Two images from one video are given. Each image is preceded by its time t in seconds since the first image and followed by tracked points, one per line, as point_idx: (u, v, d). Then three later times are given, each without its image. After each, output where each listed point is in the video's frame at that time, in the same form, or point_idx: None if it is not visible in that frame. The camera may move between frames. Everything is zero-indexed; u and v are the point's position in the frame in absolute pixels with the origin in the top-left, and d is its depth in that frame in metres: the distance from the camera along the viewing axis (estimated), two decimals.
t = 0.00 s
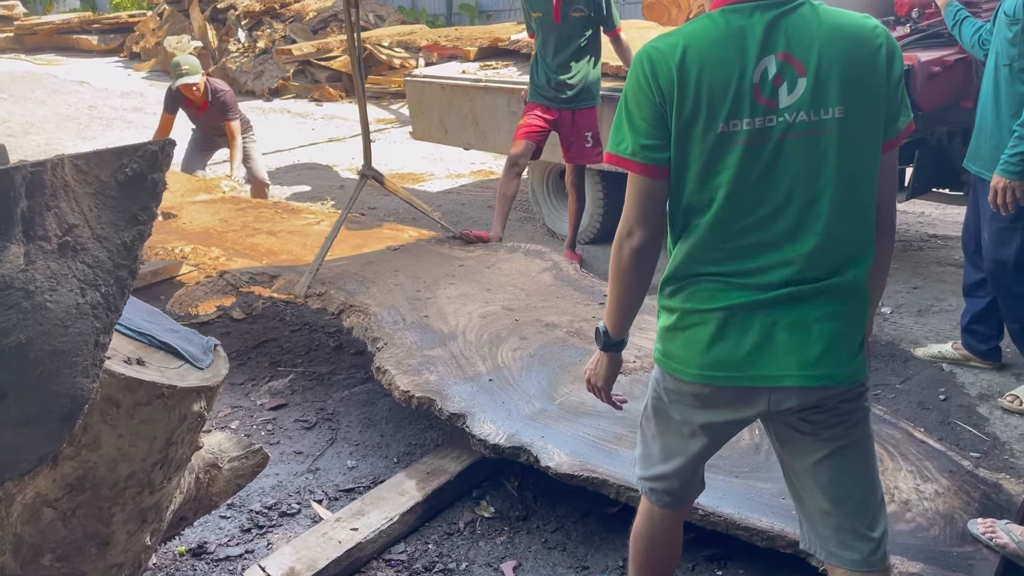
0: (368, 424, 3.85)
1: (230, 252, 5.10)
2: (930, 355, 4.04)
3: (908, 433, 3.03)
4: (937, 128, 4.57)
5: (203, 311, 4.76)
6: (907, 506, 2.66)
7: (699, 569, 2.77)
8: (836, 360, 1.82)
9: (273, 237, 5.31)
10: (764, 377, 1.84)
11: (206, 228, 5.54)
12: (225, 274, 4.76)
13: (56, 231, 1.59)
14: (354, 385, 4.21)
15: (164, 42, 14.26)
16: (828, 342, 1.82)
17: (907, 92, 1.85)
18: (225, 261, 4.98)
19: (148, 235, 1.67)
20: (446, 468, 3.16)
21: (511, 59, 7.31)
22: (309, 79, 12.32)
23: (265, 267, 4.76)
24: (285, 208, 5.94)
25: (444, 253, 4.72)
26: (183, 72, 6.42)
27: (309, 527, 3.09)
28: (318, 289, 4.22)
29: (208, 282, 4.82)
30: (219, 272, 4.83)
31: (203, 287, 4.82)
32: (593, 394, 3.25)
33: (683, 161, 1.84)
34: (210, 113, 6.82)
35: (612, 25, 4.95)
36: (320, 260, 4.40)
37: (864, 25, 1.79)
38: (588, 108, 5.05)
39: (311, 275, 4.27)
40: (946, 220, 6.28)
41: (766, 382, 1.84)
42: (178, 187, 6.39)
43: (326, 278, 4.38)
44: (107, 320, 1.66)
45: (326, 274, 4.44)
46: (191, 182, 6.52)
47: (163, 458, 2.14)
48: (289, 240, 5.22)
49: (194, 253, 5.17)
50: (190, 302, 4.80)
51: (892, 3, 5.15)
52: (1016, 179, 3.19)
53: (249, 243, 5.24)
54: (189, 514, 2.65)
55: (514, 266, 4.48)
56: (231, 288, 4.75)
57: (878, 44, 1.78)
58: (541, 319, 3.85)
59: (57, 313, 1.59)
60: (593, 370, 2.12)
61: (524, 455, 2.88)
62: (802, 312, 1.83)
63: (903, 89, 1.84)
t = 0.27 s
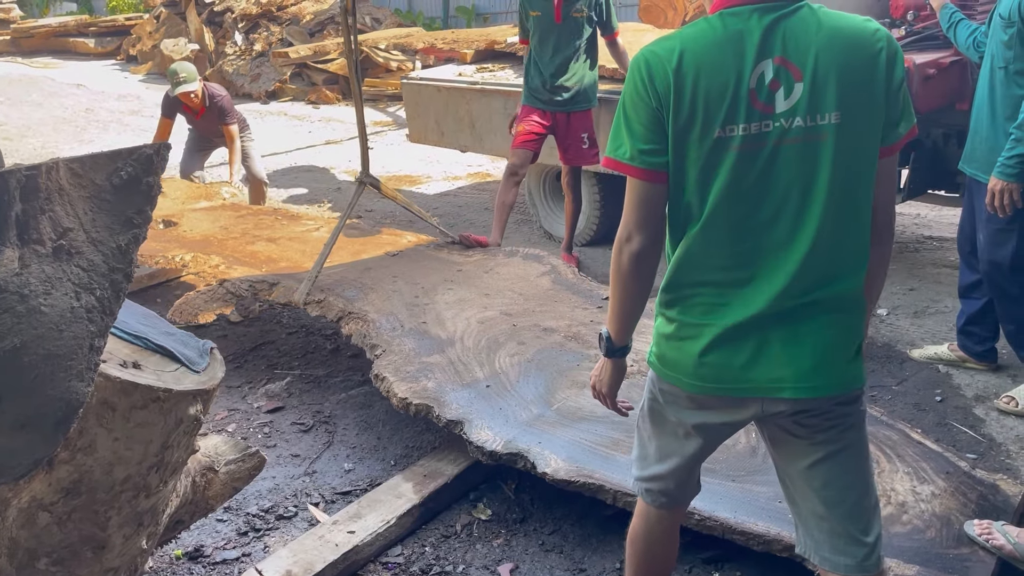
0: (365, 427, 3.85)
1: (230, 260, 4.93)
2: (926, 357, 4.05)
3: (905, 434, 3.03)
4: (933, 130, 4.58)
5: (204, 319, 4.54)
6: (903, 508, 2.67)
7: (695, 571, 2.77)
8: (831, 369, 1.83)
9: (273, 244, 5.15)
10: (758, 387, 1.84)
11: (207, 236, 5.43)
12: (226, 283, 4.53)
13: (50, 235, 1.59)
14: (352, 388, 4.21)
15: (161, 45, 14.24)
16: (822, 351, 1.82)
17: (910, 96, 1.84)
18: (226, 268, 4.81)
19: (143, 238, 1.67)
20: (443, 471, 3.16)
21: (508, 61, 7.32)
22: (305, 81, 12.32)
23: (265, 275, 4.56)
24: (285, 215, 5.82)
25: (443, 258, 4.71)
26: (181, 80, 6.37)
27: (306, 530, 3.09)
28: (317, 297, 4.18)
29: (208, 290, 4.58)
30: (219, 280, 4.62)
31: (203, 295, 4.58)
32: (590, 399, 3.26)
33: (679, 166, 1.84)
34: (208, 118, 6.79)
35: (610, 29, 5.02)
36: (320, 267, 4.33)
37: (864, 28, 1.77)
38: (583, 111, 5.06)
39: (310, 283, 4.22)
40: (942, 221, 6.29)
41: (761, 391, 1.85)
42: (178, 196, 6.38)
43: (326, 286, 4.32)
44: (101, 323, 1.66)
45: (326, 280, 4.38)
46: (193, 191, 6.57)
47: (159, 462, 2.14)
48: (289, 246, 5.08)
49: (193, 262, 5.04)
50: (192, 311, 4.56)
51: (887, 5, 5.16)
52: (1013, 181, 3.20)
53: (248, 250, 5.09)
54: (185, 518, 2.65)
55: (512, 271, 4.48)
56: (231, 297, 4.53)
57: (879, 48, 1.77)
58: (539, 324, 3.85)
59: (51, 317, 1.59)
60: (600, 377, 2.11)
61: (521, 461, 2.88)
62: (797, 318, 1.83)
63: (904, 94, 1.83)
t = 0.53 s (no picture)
0: (363, 428, 3.84)
1: (229, 268, 4.77)
2: (924, 358, 4.05)
3: (903, 436, 3.03)
4: (932, 130, 4.59)
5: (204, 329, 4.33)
6: (902, 509, 2.67)
7: (694, 572, 2.77)
8: (829, 374, 1.82)
9: (272, 252, 5.06)
10: (757, 391, 1.84)
11: (207, 244, 5.24)
12: (225, 292, 4.41)
13: (47, 237, 1.60)
14: (350, 390, 4.20)
15: (159, 46, 14.23)
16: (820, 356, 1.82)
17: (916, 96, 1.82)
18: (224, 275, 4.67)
19: (139, 240, 1.67)
20: (441, 473, 3.15)
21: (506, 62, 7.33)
22: (304, 83, 12.31)
23: (265, 283, 4.49)
24: (285, 222, 5.80)
25: (442, 264, 4.71)
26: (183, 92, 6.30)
27: (303, 532, 3.08)
28: (316, 303, 4.17)
29: (207, 300, 4.42)
30: (219, 289, 4.48)
31: (202, 305, 4.41)
32: (589, 403, 3.26)
33: (679, 169, 1.83)
34: (209, 130, 6.73)
35: (608, 31, 5.04)
36: (319, 274, 4.31)
37: (865, 29, 1.76)
38: (581, 112, 5.04)
39: (309, 290, 4.21)
40: (940, 222, 6.30)
41: (760, 396, 1.84)
42: (179, 205, 6.23)
43: (325, 293, 4.29)
44: (98, 326, 1.65)
45: (325, 287, 4.36)
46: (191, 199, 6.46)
47: (157, 464, 2.13)
48: (289, 254, 5.02)
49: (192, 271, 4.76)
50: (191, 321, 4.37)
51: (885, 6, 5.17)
52: (1012, 182, 3.20)
53: (248, 258, 4.95)
54: (183, 520, 2.64)
55: (511, 276, 4.48)
56: (231, 306, 4.38)
57: (880, 48, 1.76)
58: (538, 329, 3.85)
59: (47, 319, 1.59)
60: (606, 379, 2.11)
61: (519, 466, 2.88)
62: (797, 320, 1.84)
63: (908, 95, 1.81)
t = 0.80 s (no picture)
0: (363, 428, 3.84)
1: (229, 273, 4.78)
2: (924, 358, 4.04)
3: (903, 437, 3.03)
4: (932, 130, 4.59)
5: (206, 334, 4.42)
6: (902, 511, 2.66)
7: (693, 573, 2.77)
8: (822, 382, 1.81)
9: (272, 258, 5.05)
10: (748, 399, 1.84)
11: (206, 250, 5.24)
12: (224, 298, 4.38)
13: (45, 236, 1.59)
14: (349, 390, 4.20)
15: (159, 46, 14.23)
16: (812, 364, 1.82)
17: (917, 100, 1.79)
18: (224, 280, 4.68)
19: (137, 240, 1.67)
20: (440, 473, 3.15)
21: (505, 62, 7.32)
22: (304, 83, 12.31)
23: (265, 288, 4.46)
24: (284, 227, 5.79)
25: (441, 269, 4.70)
26: (185, 102, 6.14)
27: (302, 532, 3.08)
28: (315, 309, 4.16)
29: (207, 305, 4.46)
30: (218, 294, 4.51)
31: (203, 309, 4.46)
32: (588, 406, 3.26)
33: (673, 175, 1.84)
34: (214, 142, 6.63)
35: (606, 34, 5.03)
36: (318, 278, 4.29)
37: (859, 34, 1.74)
38: (579, 113, 5.03)
39: (308, 293, 4.22)
40: (940, 222, 6.30)
41: (751, 403, 1.84)
42: (178, 214, 6.26)
43: (325, 298, 4.29)
44: (96, 326, 1.65)
45: (324, 292, 4.35)
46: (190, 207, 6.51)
47: (155, 465, 2.13)
48: (288, 259, 5.01)
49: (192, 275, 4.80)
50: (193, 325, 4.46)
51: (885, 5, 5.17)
52: (1012, 182, 3.19)
53: (247, 264, 4.96)
54: (182, 520, 2.63)
55: (511, 280, 4.47)
56: (232, 311, 4.36)
57: (875, 53, 1.73)
58: (537, 332, 3.85)
59: (45, 319, 1.59)
60: (605, 378, 2.10)
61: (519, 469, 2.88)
62: (791, 326, 1.83)
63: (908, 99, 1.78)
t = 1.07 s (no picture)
0: (363, 426, 3.84)
1: (228, 277, 4.78)
2: (925, 356, 4.04)
3: (903, 436, 3.03)
4: (932, 129, 4.60)
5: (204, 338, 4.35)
6: (902, 509, 2.67)
7: (694, 570, 2.77)
8: (824, 379, 1.82)
9: (271, 261, 5.05)
10: (751, 398, 1.84)
11: (205, 254, 5.24)
12: (224, 301, 4.38)
13: (45, 233, 1.59)
14: (350, 389, 4.20)
15: (160, 44, 14.22)
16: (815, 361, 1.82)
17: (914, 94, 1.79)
18: (223, 283, 4.69)
19: (138, 236, 1.66)
20: (441, 471, 3.15)
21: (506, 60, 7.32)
22: (304, 81, 12.31)
23: (264, 292, 4.46)
24: (283, 230, 5.79)
25: (441, 271, 4.71)
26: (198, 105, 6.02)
27: (303, 530, 3.08)
28: (314, 312, 4.17)
29: (207, 309, 4.42)
30: (218, 299, 4.47)
31: (203, 314, 4.42)
32: (588, 408, 3.27)
33: (674, 174, 1.83)
34: (223, 152, 6.55)
35: (607, 33, 5.01)
36: (318, 281, 4.29)
37: (856, 30, 1.74)
38: (579, 112, 5.03)
39: (308, 296, 4.22)
40: (941, 220, 6.31)
41: (754, 403, 1.84)
42: (178, 217, 6.28)
43: (324, 300, 4.29)
44: (97, 323, 1.65)
45: (323, 295, 4.35)
46: (191, 211, 6.54)
47: (156, 462, 2.13)
48: (288, 262, 5.01)
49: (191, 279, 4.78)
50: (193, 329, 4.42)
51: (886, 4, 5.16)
52: (1013, 181, 3.19)
53: (247, 267, 4.97)
54: (182, 517, 2.63)
55: (510, 282, 4.47)
56: (232, 315, 4.36)
57: (872, 47, 1.73)
58: (537, 334, 3.86)
59: (46, 315, 1.59)
60: (599, 377, 2.11)
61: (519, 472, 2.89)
62: (793, 325, 1.83)
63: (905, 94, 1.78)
